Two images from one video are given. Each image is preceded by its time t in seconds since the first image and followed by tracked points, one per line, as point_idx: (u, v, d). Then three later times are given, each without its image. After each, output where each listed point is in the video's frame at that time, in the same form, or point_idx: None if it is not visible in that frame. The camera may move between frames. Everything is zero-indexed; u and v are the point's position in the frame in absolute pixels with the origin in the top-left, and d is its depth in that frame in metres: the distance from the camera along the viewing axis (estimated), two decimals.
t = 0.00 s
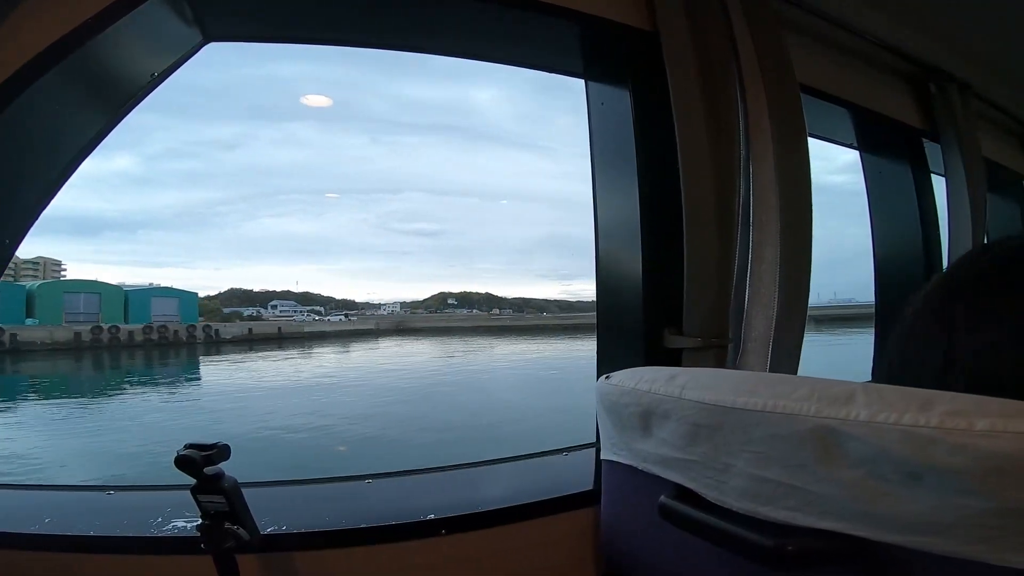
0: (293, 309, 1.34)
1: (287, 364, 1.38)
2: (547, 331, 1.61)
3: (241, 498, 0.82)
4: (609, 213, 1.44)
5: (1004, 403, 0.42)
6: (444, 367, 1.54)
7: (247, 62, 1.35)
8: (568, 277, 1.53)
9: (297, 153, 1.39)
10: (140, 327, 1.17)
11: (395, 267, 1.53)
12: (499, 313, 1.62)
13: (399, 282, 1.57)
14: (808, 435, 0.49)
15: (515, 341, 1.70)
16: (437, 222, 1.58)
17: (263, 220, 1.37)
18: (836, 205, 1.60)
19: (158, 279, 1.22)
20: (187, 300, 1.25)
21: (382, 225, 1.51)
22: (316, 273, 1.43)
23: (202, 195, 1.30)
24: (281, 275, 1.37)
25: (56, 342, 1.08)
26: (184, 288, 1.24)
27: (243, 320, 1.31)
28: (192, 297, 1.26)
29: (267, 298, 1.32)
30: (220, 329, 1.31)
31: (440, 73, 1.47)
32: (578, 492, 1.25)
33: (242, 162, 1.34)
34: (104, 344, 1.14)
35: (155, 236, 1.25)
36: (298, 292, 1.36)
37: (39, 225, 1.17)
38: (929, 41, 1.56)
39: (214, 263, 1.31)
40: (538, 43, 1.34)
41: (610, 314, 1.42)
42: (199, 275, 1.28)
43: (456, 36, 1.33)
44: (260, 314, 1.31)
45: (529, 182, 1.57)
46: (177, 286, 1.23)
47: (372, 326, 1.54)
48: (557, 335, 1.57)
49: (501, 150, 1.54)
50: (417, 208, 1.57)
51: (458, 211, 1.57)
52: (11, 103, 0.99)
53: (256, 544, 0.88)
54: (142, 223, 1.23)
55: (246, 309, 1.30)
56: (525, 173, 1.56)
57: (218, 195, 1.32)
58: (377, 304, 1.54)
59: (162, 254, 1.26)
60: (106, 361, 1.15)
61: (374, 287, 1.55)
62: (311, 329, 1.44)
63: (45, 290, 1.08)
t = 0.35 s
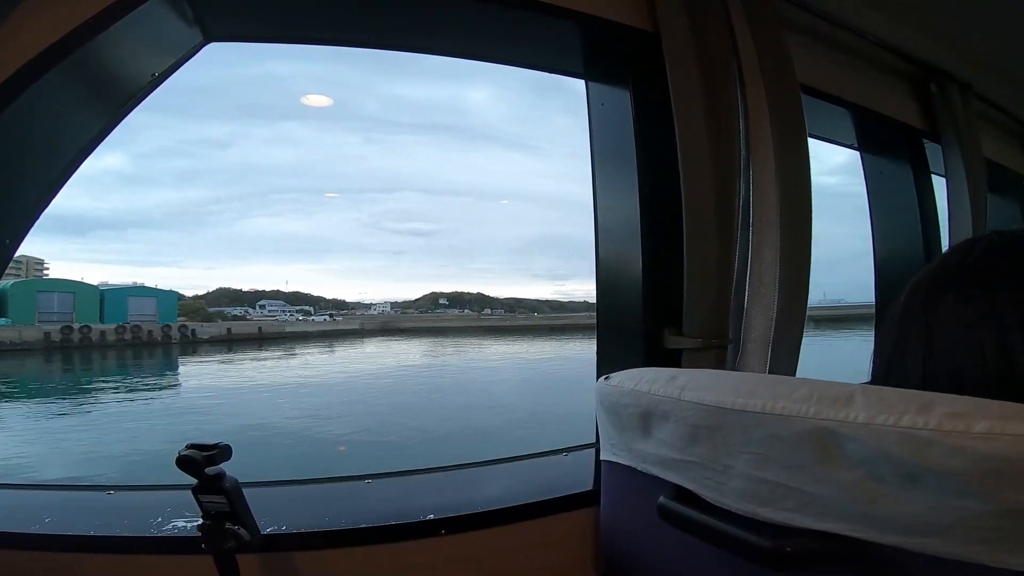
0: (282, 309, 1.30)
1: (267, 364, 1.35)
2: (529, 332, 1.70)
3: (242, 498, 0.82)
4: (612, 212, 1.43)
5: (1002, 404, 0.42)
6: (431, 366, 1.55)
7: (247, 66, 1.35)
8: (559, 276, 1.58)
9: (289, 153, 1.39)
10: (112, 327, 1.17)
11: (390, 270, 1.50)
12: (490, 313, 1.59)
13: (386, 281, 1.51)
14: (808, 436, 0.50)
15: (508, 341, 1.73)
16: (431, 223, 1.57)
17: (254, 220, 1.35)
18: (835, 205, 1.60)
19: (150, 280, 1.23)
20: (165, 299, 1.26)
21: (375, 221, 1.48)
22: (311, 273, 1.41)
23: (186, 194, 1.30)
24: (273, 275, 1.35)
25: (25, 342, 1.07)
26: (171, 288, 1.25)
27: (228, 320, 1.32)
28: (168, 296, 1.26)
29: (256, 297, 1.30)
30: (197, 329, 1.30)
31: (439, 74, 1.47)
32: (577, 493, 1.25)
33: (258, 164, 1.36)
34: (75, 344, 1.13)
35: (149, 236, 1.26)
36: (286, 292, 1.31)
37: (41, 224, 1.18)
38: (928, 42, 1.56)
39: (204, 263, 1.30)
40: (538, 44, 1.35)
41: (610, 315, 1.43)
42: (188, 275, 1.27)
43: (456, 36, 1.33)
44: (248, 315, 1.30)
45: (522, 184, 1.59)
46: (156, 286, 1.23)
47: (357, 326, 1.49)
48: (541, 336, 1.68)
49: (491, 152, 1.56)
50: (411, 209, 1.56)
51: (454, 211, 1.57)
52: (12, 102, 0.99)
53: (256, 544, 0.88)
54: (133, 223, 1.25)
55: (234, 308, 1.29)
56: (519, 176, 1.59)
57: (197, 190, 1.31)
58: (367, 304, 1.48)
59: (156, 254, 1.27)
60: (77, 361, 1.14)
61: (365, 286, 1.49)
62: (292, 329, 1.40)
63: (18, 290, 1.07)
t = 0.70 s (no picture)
0: (270, 310, 1.21)
1: (254, 366, 1.19)
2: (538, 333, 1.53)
3: (245, 497, 0.82)
4: (612, 214, 1.44)
5: (1008, 408, 0.41)
6: (420, 371, 1.35)
7: (246, 62, 1.31)
8: (553, 277, 1.49)
9: (281, 152, 1.26)
10: (84, 327, 1.07)
11: (379, 264, 1.34)
12: (482, 315, 1.43)
13: (373, 279, 1.35)
14: (810, 438, 0.50)
15: (500, 342, 1.49)
16: (421, 222, 1.40)
17: (243, 221, 1.22)
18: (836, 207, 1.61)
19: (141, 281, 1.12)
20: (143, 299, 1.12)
21: (365, 216, 1.34)
22: (301, 272, 1.27)
23: (173, 191, 1.17)
24: (256, 273, 1.22)
25: None
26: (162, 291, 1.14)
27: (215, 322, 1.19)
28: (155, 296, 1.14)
29: (244, 297, 1.21)
30: (173, 329, 1.15)
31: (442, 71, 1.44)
32: (579, 494, 1.25)
33: (225, 160, 1.21)
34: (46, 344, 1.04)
35: (139, 236, 1.14)
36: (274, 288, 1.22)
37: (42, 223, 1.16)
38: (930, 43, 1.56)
39: (193, 263, 1.18)
40: (540, 45, 1.35)
41: (613, 316, 1.43)
42: (179, 275, 1.16)
43: (459, 36, 1.33)
44: (235, 316, 1.20)
45: (521, 184, 1.46)
46: (133, 285, 1.11)
47: (341, 327, 1.32)
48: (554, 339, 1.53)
49: (483, 152, 1.43)
50: (402, 208, 1.39)
51: (446, 210, 1.41)
52: (12, 101, 0.99)
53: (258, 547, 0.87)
54: (123, 222, 1.13)
55: (220, 308, 1.19)
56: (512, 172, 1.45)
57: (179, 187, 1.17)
58: (356, 305, 1.33)
59: (147, 254, 1.14)
60: (52, 364, 1.05)
61: (357, 284, 1.34)
62: (273, 329, 1.23)
63: None
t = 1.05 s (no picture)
0: (259, 310, 1.23)
1: (235, 366, 1.23)
2: (523, 332, 1.56)
3: (248, 498, 0.82)
4: (613, 215, 1.44)
5: (1013, 410, 0.41)
6: (417, 373, 1.38)
7: (248, 63, 1.32)
8: (545, 279, 1.52)
9: (271, 153, 1.26)
10: (53, 327, 1.05)
11: (376, 266, 1.37)
12: (474, 315, 1.46)
13: (365, 279, 1.37)
14: (814, 441, 0.50)
15: (493, 344, 1.52)
16: (414, 222, 1.41)
17: (234, 219, 1.23)
18: (837, 208, 1.61)
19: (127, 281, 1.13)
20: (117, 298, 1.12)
21: (360, 216, 1.36)
22: (291, 272, 1.29)
23: (172, 189, 1.19)
24: (250, 273, 1.24)
25: None
26: (148, 290, 1.15)
27: (195, 323, 1.20)
28: (133, 296, 1.14)
29: (232, 297, 1.22)
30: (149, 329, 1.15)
31: (444, 72, 1.45)
32: (580, 494, 1.25)
33: (249, 163, 1.25)
34: (11, 344, 1.01)
35: (126, 234, 1.15)
36: (263, 288, 1.23)
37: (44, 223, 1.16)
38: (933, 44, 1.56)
39: (181, 263, 1.20)
40: (542, 45, 1.35)
41: (614, 317, 1.43)
42: (168, 275, 1.18)
43: (460, 36, 1.33)
44: (219, 316, 1.21)
45: (518, 185, 1.48)
46: (116, 285, 1.11)
47: (325, 327, 1.35)
48: (539, 337, 1.56)
49: (482, 153, 1.45)
50: (396, 208, 1.40)
51: (442, 210, 1.42)
52: (13, 103, 0.99)
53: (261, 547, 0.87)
54: (110, 222, 1.15)
55: (203, 306, 1.19)
56: (505, 174, 1.48)
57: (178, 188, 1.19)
58: (345, 305, 1.35)
59: (137, 252, 1.16)
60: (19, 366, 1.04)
61: (347, 285, 1.36)
62: (253, 330, 1.26)
63: None
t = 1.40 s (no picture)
0: (247, 310, 1.25)
1: (217, 365, 1.25)
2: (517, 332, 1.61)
3: (245, 497, 0.81)
4: (611, 214, 1.44)
5: (1015, 409, 0.41)
6: (409, 374, 1.43)
7: (249, 63, 1.32)
8: (536, 278, 1.60)
9: (264, 153, 1.31)
10: (24, 326, 1.03)
11: (375, 267, 1.44)
12: (464, 315, 1.53)
13: (360, 281, 1.42)
14: (815, 439, 0.50)
15: (486, 342, 1.63)
16: (408, 222, 1.48)
17: (226, 219, 1.27)
18: (837, 208, 1.61)
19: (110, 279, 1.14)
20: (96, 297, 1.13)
21: (353, 216, 1.42)
22: (285, 272, 1.34)
23: (169, 189, 1.23)
24: (243, 273, 1.29)
25: None
26: (133, 288, 1.16)
27: (177, 323, 1.22)
28: (113, 295, 1.14)
29: (219, 296, 1.24)
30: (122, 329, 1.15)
31: (445, 71, 1.46)
32: (578, 494, 1.25)
33: (243, 162, 1.29)
34: None
35: (113, 233, 1.18)
36: (253, 287, 1.26)
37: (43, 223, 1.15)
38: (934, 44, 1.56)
39: (169, 262, 1.23)
40: (543, 45, 1.35)
41: (613, 316, 1.43)
42: (156, 274, 1.20)
43: (460, 36, 1.33)
44: (206, 315, 1.23)
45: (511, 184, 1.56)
46: (98, 284, 1.12)
47: (308, 327, 1.39)
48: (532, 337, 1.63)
49: (478, 154, 1.52)
50: (389, 208, 1.46)
51: (434, 211, 1.50)
52: (14, 101, 0.99)
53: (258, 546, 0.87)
54: (99, 220, 1.18)
55: (189, 305, 1.20)
56: (491, 176, 1.54)
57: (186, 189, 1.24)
58: (340, 304, 1.41)
59: (135, 252, 1.20)
60: None
61: (339, 285, 1.41)
62: (233, 329, 1.29)
63: None
